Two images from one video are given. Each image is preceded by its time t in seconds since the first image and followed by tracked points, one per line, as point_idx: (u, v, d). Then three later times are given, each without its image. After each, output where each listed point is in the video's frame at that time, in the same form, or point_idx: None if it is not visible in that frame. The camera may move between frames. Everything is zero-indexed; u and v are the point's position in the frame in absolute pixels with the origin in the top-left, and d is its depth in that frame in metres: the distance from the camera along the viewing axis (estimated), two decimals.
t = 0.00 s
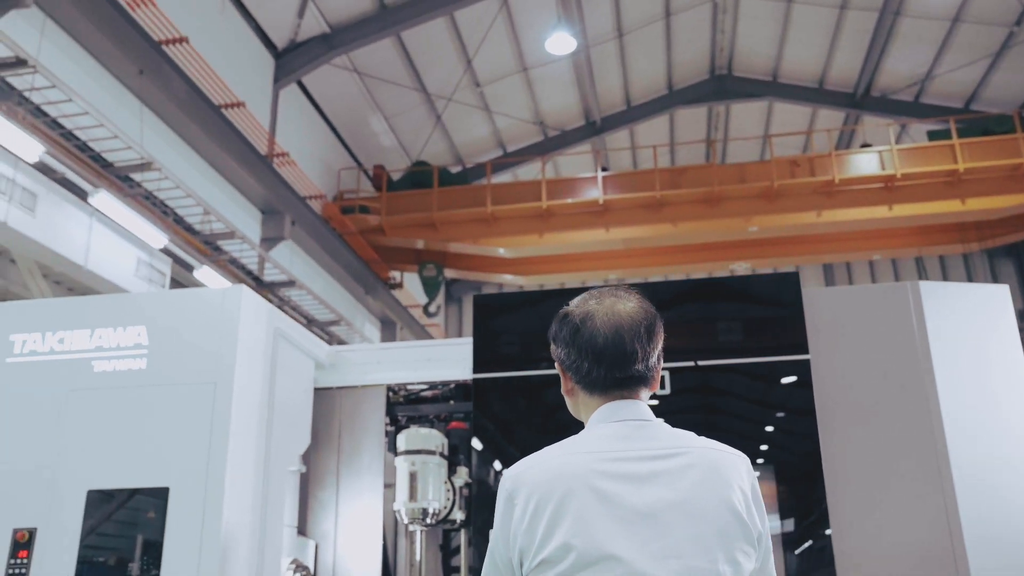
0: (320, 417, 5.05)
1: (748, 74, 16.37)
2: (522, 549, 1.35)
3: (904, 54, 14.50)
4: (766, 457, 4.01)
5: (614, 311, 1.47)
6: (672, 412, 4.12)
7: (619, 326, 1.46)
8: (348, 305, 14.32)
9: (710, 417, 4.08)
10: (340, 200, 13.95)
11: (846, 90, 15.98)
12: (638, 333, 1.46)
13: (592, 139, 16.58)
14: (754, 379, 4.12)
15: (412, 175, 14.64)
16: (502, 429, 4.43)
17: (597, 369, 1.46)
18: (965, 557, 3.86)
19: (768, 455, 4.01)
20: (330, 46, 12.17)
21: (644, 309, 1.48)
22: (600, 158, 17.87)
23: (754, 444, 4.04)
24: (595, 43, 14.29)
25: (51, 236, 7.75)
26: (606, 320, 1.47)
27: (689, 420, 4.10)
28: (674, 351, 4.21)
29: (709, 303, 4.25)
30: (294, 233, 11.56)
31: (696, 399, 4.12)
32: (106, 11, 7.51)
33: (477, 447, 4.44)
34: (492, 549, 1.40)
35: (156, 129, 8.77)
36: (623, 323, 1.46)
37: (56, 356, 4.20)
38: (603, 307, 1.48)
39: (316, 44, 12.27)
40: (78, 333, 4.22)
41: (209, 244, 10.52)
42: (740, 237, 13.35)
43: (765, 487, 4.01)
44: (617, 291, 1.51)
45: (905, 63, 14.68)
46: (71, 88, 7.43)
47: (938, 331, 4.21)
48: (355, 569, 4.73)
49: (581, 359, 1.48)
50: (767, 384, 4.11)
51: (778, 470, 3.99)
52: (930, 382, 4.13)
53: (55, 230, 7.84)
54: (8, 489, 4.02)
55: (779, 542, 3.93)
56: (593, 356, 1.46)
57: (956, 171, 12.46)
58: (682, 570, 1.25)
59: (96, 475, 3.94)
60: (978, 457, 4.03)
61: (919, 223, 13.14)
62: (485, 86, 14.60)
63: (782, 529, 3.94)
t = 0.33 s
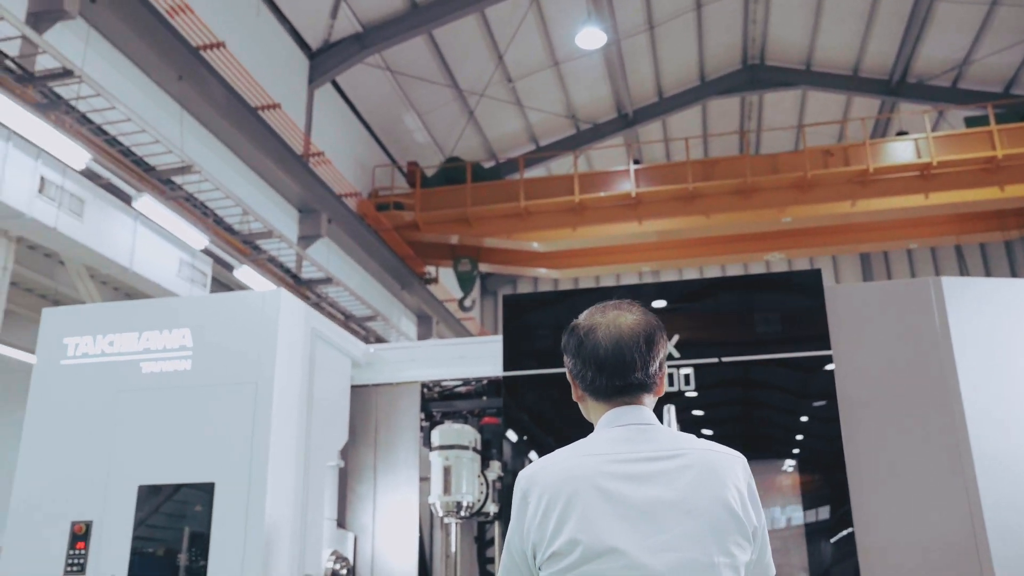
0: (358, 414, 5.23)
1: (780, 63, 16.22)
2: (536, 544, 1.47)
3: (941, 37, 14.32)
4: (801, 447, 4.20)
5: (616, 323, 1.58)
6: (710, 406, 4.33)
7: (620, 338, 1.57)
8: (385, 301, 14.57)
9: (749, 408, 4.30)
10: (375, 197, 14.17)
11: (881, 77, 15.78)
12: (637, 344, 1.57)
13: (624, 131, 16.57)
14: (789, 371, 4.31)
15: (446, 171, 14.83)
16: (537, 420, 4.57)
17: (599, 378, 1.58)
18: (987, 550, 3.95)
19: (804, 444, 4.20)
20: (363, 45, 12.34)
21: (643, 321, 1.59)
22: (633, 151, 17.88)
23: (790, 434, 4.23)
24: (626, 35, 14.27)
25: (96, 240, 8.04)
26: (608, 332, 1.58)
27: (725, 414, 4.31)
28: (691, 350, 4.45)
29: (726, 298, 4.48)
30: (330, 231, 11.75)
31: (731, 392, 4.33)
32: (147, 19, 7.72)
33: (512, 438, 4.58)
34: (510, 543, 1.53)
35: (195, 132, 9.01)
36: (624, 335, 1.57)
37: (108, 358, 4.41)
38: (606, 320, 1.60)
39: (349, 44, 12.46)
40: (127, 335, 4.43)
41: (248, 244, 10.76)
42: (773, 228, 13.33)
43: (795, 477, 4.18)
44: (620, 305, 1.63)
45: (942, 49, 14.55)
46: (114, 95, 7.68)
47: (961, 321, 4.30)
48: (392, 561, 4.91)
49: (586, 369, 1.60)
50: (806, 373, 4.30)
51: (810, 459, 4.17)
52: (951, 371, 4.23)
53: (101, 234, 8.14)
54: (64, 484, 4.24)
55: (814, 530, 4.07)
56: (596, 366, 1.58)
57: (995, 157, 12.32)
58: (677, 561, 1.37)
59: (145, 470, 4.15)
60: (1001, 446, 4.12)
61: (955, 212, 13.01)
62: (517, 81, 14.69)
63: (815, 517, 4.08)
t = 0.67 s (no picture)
0: (391, 406, 5.39)
1: (810, 49, 16.10)
2: (558, 533, 1.60)
3: (973, 21, 14.19)
4: (831, 434, 4.31)
5: (626, 331, 1.70)
6: (742, 394, 4.43)
7: (630, 344, 1.68)
8: (416, 292, 14.76)
9: (780, 397, 4.40)
10: (406, 190, 14.37)
11: (912, 62, 15.63)
12: (646, 349, 1.68)
13: (652, 121, 16.58)
14: (822, 358, 4.40)
15: (475, 163, 14.99)
16: (568, 409, 4.69)
17: (611, 380, 1.70)
18: (1008, 539, 4.01)
19: (834, 431, 4.31)
20: (391, 40, 12.48)
21: (652, 327, 1.70)
22: (661, 140, 17.91)
23: (821, 421, 4.33)
24: (653, 25, 14.27)
25: (136, 238, 8.31)
26: (618, 339, 1.70)
27: (756, 401, 4.41)
28: (717, 342, 4.54)
29: (754, 290, 4.57)
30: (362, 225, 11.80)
31: (762, 380, 4.44)
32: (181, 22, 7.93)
33: (542, 426, 4.71)
34: (534, 533, 1.66)
35: (231, 131, 9.20)
36: (633, 340, 1.69)
37: (152, 356, 4.60)
38: (618, 326, 1.71)
39: (378, 39, 12.61)
40: (171, 333, 4.61)
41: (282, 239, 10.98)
42: (803, 216, 13.31)
43: (825, 464, 4.29)
44: (631, 313, 1.74)
45: (974, 32, 14.43)
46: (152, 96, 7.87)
47: (981, 313, 4.36)
48: (428, 548, 5.08)
49: (602, 373, 1.72)
50: (833, 363, 4.39)
51: (841, 445, 4.29)
52: (971, 363, 4.30)
53: (140, 232, 8.40)
54: (113, 475, 4.45)
55: (843, 517, 4.20)
56: (609, 369, 1.70)
57: None
58: (684, 549, 1.49)
59: (188, 462, 4.34)
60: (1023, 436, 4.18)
61: (989, 198, 12.88)
62: (544, 73, 14.78)
63: (846, 502, 4.20)
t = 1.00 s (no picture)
0: (414, 402, 5.53)
1: (832, 39, 15.94)
2: (572, 527, 1.72)
3: (996, 8, 14.05)
4: (854, 425, 4.41)
5: (635, 338, 1.81)
6: (766, 387, 4.55)
7: (638, 350, 1.80)
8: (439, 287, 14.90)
9: (805, 390, 4.51)
10: (429, 185, 14.52)
11: (935, 50, 15.49)
12: (652, 355, 1.79)
13: (672, 113, 16.55)
14: (839, 352, 4.50)
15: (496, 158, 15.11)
16: (591, 401, 4.81)
17: (620, 384, 1.82)
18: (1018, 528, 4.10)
19: (857, 421, 4.40)
20: (412, 38, 12.60)
21: (658, 334, 1.81)
22: (682, 133, 17.89)
23: (844, 412, 4.44)
24: (673, 18, 14.20)
25: (166, 238, 8.53)
26: (628, 345, 1.81)
27: (781, 394, 4.53)
28: (732, 338, 4.65)
29: (773, 286, 4.67)
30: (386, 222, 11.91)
31: (790, 372, 4.54)
32: (209, 26, 8.03)
33: (563, 418, 4.81)
34: (549, 527, 1.78)
35: (258, 132, 9.32)
36: (640, 347, 1.80)
37: (185, 354, 4.77)
38: (628, 334, 1.83)
39: (400, 36, 12.73)
40: (202, 333, 4.77)
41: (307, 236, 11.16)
42: (824, 208, 13.28)
43: (848, 454, 4.38)
44: (640, 321, 1.85)
45: (997, 19, 14.29)
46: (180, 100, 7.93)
47: (992, 308, 4.45)
48: (451, 540, 5.22)
49: (613, 377, 1.83)
50: (849, 356, 4.49)
51: (864, 435, 4.38)
52: (981, 356, 4.38)
53: (169, 232, 8.62)
54: (151, 469, 4.63)
55: (864, 506, 4.30)
56: (619, 374, 1.82)
57: None
58: (685, 542, 1.60)
59: (222, 457, 4.51)
60: None
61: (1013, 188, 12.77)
62: (564, 67, 14.83)
63: (869, 491, 4.30)
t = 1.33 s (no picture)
0: (429, 398, 5.65)
1: (844, 31, 15.86)
2: (576, 524, 1.82)
3: None
4: (868, 415, 4.48)
5: (637, 346, 1.90)
6: (781, 380, 4.63)
7: (639, 357, 1.89)
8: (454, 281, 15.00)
9: (818, 383, 4.58)
10: (441, 180, 14.63)
11: (949, 41, 15.41)
12: (653, 362, 1.88)
13: (684, 106, 16.52)
14: (845, 347, 4.58)
15: (510, 152, 15.18)
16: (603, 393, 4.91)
17: (623, 389, 1.91)
18: (1017, 521, 4.19)
19: (870, 412, 4.48)
20: (425, 34, 12.68)
21: (659, 342, 1.90)
22: (694, 126, 17.90)
23: (858, 404, 4.50)
24: (684, 12, 14.18)
25: (184, 236, 8.68)
26: (630, 352, 1.90)
27: (796, 387, 4.60)
28: (737, 336, 4.74)
29: (780, 282, 4.77)
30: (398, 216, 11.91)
31: (803, 366, 4.62)
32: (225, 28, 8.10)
33: (577, 410, 4.93)
34: (553, 524, 1.88)
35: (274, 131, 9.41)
36: (641, 354, 1.89)
37: (205, 352, 4.89)
38: (631, 342, 1.91)
39: (413, 32, 12.80)
40: (220, 332, 4.90)
41: (322, 232, 11.29)
42: (837, 200, 13.30)
43: (860, 444, 4.45)
44: (643, 330, 1.93)
45: (1012, 9, 14.20)
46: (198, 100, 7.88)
47: (992, 306, 4.52)
48: (464, 531, 5.35)
49: (617, 384, 1.92)
50: (854, 350, 4.57)
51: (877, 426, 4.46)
52: (983, 354, 4.46)
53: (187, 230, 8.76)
54: (173, 462, 4.77)
55: (874, 495, 4.36)
56: (622, 381, 1.91)
57: None
58: (681, 538, 1.70)
59: (241, 453, 4.63)
60: None
61: None
62: (576, 61, 14.87)
63: (879, 480, 4.37)
